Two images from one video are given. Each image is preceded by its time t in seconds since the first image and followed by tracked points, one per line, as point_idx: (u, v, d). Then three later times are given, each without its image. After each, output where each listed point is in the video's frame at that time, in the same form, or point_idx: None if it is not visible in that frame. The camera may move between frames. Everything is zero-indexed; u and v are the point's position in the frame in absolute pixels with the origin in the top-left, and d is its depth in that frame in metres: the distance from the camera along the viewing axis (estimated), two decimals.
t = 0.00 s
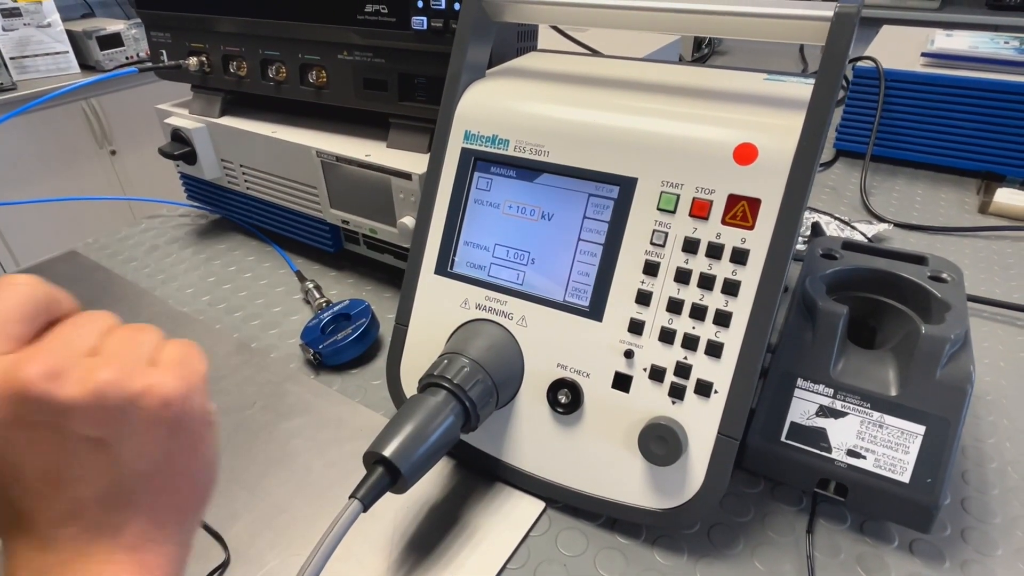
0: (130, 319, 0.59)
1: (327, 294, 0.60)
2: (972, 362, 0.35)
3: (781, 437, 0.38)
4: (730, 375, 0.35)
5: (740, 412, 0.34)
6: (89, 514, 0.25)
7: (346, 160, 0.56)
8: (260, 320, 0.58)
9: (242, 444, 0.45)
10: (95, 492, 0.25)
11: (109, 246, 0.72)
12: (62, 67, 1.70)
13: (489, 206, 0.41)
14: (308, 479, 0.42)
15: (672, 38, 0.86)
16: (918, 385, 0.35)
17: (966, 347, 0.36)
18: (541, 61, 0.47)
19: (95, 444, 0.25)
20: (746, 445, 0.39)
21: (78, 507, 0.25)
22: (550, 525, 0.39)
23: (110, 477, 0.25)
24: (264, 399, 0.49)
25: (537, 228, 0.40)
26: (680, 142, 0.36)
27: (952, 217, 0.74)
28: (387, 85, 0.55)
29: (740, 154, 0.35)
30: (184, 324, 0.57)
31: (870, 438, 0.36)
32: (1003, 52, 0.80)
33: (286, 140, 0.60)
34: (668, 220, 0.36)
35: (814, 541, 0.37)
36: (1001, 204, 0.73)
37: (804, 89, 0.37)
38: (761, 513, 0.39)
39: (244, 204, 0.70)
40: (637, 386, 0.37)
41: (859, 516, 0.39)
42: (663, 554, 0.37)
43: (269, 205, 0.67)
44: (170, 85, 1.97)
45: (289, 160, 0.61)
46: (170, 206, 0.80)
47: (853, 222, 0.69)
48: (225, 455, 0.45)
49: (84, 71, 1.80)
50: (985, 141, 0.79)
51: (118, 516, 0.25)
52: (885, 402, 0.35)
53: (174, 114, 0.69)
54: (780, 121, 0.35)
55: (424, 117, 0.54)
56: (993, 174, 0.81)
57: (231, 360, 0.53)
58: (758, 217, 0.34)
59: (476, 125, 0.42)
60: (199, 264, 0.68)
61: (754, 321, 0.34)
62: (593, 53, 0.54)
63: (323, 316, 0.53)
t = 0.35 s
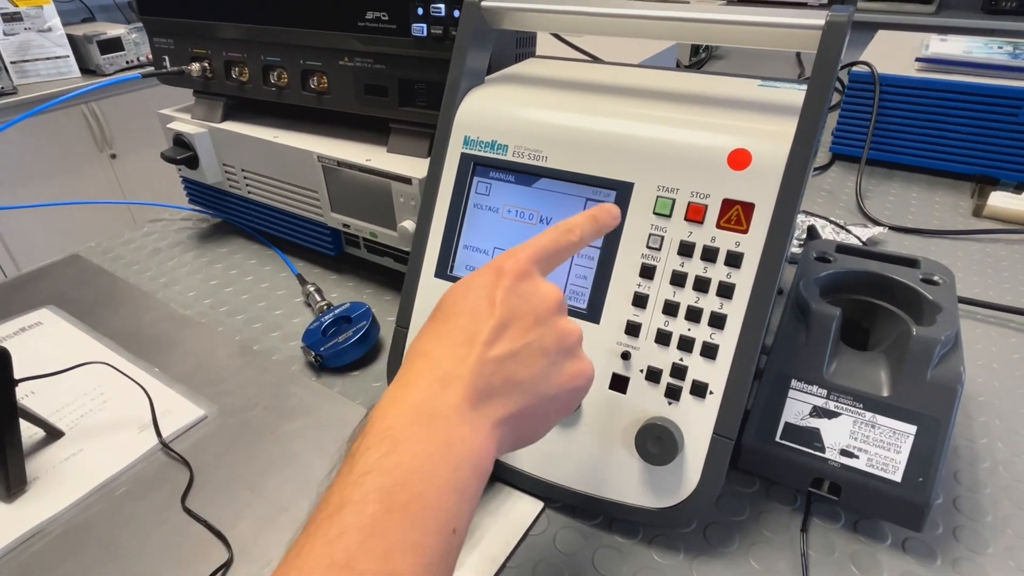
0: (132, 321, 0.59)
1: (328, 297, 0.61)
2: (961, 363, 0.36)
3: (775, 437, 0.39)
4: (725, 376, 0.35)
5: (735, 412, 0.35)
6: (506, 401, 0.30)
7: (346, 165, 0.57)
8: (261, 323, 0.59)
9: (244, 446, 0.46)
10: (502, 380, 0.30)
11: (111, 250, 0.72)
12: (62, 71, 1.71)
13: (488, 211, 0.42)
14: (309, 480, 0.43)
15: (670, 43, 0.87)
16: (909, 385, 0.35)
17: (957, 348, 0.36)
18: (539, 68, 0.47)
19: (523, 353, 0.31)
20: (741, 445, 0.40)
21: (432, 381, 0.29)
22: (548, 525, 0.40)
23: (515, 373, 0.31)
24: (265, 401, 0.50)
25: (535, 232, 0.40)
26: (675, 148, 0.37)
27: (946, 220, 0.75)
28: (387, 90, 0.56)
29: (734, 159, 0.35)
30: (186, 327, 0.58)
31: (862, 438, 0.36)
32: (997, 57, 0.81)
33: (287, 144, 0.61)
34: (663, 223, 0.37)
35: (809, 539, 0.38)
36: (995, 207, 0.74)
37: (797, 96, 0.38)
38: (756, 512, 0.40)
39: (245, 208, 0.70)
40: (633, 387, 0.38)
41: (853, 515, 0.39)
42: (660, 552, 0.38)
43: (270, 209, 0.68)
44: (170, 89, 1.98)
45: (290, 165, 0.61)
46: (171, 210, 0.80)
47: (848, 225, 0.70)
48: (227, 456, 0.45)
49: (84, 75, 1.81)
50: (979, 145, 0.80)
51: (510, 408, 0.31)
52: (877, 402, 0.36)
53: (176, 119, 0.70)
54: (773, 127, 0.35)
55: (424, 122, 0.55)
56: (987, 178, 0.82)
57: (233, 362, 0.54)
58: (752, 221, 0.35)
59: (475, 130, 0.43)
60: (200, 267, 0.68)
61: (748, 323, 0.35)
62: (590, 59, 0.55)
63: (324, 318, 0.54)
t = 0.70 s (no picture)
0: (131, 324, 0.59)
1: (326, 299, 0.61)
2: (955, 362, 0.36)
3: (771, 436, 0.39)
4: (720, 375, 0.36)
5: (730, 411, 0.35)
6: (132, 493, 0.25)
7: (344, 167, 0.57)
8: (259, 325, 0.59)
9: (243, 447, 0.46)
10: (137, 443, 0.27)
11: (109, 252, 0.72)
12: (59, 74, 1.71)
13: (485, 212, 0.42)
14: (308, 481, 0.43)
15: (666, 46, 0.87)
16: (904, 384, 0.36)
17: (951, 347, 0.37)
18: (536, 70, 0.48)
19: (130, 430, 0.26)
20: (737, 444, 0.40)
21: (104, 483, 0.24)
22: (546, 524, 0.40)
23: (131, 468, 0.25)
24: (263, 402, 0.50)
25: (532, 233, 0.41)
26: (671, 150, 0.37)
27: (941, 221, 0.75)
28: (385, 92, 0.56)
29: (730, 160, 0.36)
30: (185, 328, 0.58)
31: (857, 437, 0.36)
32: (991, 59, 0.82)
33: (285, 146, 0.61)
34: (659, 224, 0.37)
35: (805, 537, 0.38)
36: (990, 209, 0.74)
37: (792, 97, 0.38)
38: (753, 511, 0.40)
39: (243, 210, 0.71)
40: (630, 387, 0.38)
41: (848, 513, 0.39)
42: (656, 551, 0.38)
43: (268, 211, 0.68)
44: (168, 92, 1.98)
45: (288, 167, 0.62)
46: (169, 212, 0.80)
47: (844, 227, 0.71)
48: (226, 458, 0.45)
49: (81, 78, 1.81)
50: (974, 146, 0.80)
51: (146, 486, 0.26)
52: (871, 401, 0.36)
53: (174, 122, 0.70)
54: (768, 129, 0.36)
55: (421, 124, 0.55)
56: (982, 179, 0.82)
57: (232, 364, 0.54)
58: (747, 222, 0.35)
59: (472, 132, 0.43)
60: (199, 269, 0.68)
61: (743, 323, 0.35)
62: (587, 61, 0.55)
63: (322, 320, 0.54)
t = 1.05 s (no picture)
0: (126, 326, 0.59)
1: (322, 301, 0.61)
2: (952, 364, 0.36)
3: (768, 438, 0.39)
4: (717, 377, 0.36)
5: (726, 413, 0.35)
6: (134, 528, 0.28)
7: (340, 169, 0.57)
8: (255, 327, 0.59)
9: (238, 450, 0.46)
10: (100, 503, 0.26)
11: (105, 253, 0.72)
12: (56, 75, 1.70)
13: (481, 214, 0.42)
14: (304, 484, 0.43)
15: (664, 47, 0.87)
16: (901, 386, 0.36)
17: (947, 349, 0.37)
18: (532, 71, 0.48)
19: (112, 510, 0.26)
20: (734, 446, 0.40)
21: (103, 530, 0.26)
22: (542, 527, 0.40)
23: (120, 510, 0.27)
24: (258, 404, 0.50)
25: (528, 235, 0.41)
26: (667, 151, 0.37)
27: (938, 222, 0.75)
28: (381, 94, 0.56)
29: (726, 161, 0.36)
30: (180, 331, 0.58)
31: (854, 439, 0.36)
32: (987, 61, 0.82)
33: (281, 148, 0.61)
34: (655, 225, 0.37)
35: (802, 539, 0.38)
36: (987, 210, 0.74)
37: (788, 99, 0.38)
38: (750, 513, 0.40)
39: (239, 212, 0.70)
40: (626, 389, 0.38)
41: (845, 515, 0.39)
42: (653, 554, 0.38)
43: (264, 213, 0.68)
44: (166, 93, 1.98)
45: (284, 168, 0.61)
46: (165, 214, 0.80)
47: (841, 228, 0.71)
48: (221, 460, 0.45)
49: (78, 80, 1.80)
50: (971, 147, 0.80)
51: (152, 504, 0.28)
52: (868, 403, 0.36)
53: (170, 123, 0.70)
54: (763, 130, 0.36)
55: (418, 126, 0.55)
56: (979, 180, 0.82)
57: (227, 366, 0.54)
58: (743, 223, 0.35)
59: (468, 133, 0.43)
60: (194, 271, 0.68)
61: (740, 325, 0.35)
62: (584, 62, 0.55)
63: (317, 322, 0.54)
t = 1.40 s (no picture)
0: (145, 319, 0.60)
1: (338, 296, 0.62)
2: (966, 359, 0.36)
3: (782, 431, 0.39)
4: (732, 370, 0.36)
5: (741, 406, 0.36)
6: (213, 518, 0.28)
7: (357, 165, 0.58)
8: (272, 321, 0.60)
9: (257, 440, 0.46)
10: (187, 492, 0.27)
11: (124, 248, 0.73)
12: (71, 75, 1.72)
13: (499, 209, 0.43)
14: (322, 473, 0.44)
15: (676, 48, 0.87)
16: (914, 380, 0.36)
17: (961, 344, 0.37)
18: (549, 70, 0.48)
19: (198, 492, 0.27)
20: (748, 440, 0.40)
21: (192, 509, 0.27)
22: (557, 518, 0.40)
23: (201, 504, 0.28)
24: (276, 396, 0.50)
25: (545, 230, 0.41)
26: (683, 148, 0.38)
27: (949, 223, 0.75)
28: (398, 92, 0.57)
29: (742, 158, 0.36)
30: (199, 324, 0.59)
31: (868, 433, 0.37)
32: (1000, 62, 0.82)
33: (299, 145, 0.62)
34: (671, 221, 0.38)
35: (815, 532, 0.38)
36: (999, 211, 0.74)
37: (803, 97, 0.39)
38: (763, 507, 0.40)
39: (256, 209, 0.71)
40: (642, 381, 0.38)
41: (858, 509, 0.40)
42: (667, 545, 0.38)
43: (280, 209, 0.69)
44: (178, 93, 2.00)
45: (302, 165, 0.62)
46: (182, 211, 0.81)
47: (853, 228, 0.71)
48: (241, 450, 0.46)
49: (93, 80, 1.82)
50: (983, 149, 0.80)
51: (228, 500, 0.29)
52: (882, 397, 0.36)
53: (189, 121, 0.71)
54: (779, 127, 0.36)
55: (435, 124, 0.56)
56: (991, 182, 0.82)
57: (245, 359, 0.54)
58: (759, 219, 0.36)
59: (486, 130, 0.43)
60: (212, 266, 0.69)
61: (755, 318, 0.35)
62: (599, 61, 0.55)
63: (334, 316, 0.55)
